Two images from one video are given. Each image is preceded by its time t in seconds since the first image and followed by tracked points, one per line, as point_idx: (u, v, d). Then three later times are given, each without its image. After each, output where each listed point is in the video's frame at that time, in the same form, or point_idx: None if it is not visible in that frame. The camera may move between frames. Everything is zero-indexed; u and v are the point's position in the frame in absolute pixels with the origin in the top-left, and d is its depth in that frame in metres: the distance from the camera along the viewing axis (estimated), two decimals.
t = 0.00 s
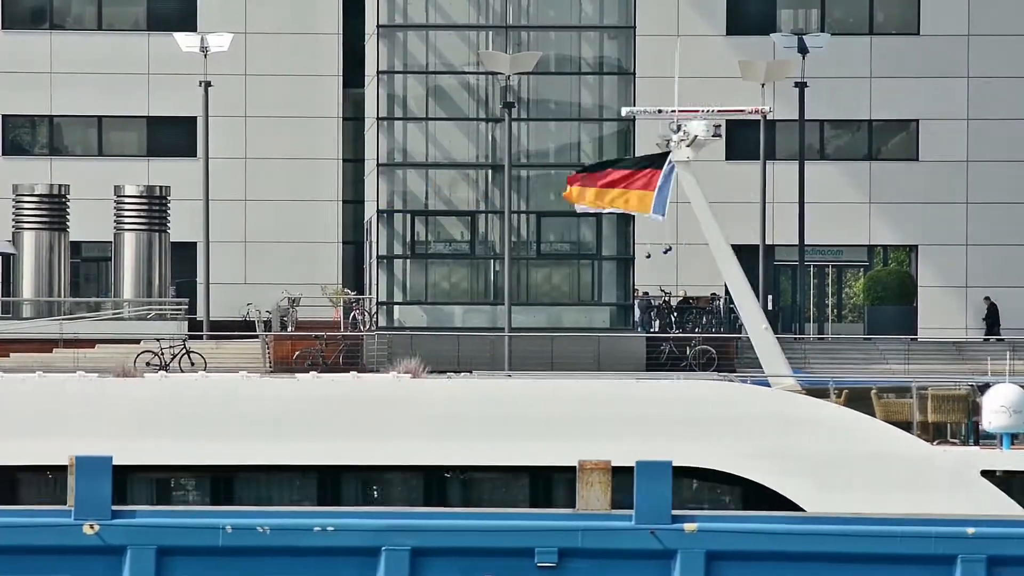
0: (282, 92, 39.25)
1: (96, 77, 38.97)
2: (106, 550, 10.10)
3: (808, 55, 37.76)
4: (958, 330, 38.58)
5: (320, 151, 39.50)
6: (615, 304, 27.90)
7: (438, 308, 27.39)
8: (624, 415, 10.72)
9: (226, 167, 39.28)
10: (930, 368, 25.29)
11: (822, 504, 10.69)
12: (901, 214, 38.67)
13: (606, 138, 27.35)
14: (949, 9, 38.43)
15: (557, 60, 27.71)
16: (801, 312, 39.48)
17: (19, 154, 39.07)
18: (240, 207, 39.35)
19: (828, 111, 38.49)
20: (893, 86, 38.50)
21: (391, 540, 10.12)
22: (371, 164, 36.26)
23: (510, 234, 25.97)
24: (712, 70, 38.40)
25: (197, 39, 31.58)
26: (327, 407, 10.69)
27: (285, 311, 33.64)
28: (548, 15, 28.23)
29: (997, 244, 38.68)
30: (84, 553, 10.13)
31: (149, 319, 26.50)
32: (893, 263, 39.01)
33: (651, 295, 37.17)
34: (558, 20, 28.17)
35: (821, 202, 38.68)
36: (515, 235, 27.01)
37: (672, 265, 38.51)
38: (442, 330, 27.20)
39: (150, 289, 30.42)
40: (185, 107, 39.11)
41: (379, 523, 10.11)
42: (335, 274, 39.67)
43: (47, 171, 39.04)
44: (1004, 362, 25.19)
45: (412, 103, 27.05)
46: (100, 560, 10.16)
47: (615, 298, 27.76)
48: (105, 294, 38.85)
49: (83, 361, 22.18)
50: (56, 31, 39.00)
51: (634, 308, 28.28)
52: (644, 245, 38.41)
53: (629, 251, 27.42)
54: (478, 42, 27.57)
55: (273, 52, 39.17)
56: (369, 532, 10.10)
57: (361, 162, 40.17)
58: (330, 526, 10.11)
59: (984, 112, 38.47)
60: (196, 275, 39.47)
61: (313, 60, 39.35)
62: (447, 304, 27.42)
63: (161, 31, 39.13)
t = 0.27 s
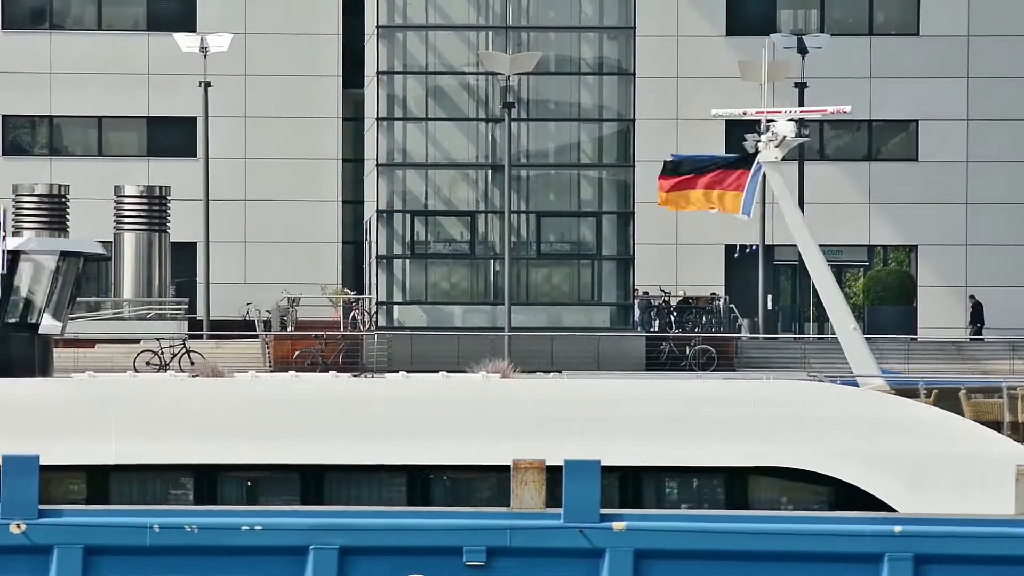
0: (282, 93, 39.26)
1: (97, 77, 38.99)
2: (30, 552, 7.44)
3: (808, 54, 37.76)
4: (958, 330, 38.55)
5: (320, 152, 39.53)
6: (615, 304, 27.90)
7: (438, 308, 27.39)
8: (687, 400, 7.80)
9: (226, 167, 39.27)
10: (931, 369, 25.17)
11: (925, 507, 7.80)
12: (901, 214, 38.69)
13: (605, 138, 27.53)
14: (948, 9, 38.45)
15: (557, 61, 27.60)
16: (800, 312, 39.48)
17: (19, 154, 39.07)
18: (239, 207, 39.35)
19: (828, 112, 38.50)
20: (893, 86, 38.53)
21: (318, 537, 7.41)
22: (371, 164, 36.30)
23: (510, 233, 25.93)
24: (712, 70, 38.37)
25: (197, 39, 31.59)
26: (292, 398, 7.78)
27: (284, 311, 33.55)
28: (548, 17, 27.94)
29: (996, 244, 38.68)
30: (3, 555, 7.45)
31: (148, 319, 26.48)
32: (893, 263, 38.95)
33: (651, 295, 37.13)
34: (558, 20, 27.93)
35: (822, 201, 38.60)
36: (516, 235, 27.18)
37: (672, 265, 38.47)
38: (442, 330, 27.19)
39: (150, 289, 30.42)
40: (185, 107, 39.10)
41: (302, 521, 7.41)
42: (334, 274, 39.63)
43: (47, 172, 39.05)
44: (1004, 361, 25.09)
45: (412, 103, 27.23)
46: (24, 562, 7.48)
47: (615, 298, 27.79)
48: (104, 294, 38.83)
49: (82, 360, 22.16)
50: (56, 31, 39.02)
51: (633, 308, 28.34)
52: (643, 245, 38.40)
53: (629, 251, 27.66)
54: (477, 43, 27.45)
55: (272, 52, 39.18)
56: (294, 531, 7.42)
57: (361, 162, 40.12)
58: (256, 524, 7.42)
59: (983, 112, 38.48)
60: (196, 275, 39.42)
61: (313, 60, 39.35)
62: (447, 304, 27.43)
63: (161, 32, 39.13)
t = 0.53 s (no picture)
0: (282, 93, 39.28)
1: (97, 78, 39.02)
2: None
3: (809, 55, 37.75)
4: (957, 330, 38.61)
5: (320, 152, 39.54)
6: (615, 304, 27.85)
7: (438, 308, 27.35)
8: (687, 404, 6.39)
9: (226, 167, 39.26)
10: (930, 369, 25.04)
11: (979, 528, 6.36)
12: (901, 213, 38.63)
13: (605, 139, 27.60)
14: (948, 9, 38.46)
15: (557, 61, 27.80)
16: (800, 312, 39.54)
17: (20, 154, 39.07)
18: (240, 207, 39.37)
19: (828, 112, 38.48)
20: (893, 86, 38.47)
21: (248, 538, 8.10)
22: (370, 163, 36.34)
23: (510, 233, 25.93)
24: (712, 70, 38.33)
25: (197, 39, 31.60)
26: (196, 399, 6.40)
27: (284, 311, 33.54)
28: (548, 16, 28.11)
29: (996, 244, 38.68)
30: None
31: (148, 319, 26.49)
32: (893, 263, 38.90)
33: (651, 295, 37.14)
34: (558, 22, 28.09)
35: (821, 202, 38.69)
36: (516, 235, 27.19)
37: (672, 264, 38.47)
38: (442, 330, 27.17)
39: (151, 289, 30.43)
40: (185, 108, 39.10)
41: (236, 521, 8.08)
42: (334, 274, 39.61)
43: (47, 172, 39.04)
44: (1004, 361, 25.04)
45: (412, 104, 27.41)
46: None
47: (615, 298, 27.72)
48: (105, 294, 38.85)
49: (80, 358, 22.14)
50: (56, 31, 39.05)
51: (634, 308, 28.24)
52: (644, 246, 38.41)
53: (629, 251, 27.60)
54: (478, 43, 27.79)
55: (272, 53, 39.18)
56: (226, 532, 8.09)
57: (361, 162, 40.08)
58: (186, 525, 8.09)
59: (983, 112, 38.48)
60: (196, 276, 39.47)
61: (313, 60, 39.36)
62: (447, 304, 27.37)
63: (162, 32, 39.14)
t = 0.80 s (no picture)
0: (282, 93, 39.31)
1: (97, 77, 39.02)
2: None
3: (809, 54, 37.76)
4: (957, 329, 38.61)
5: (320, 152, 39.56)
6: (615, 304, 27.88)
7: (438, 307, 27.50)
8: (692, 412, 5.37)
9: (226, 167, 39.22)
10: (931, 370, 24.93)
11: None
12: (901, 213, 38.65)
13: (605, 138, 27.85)
14: (948, 8, 38.46)
15: (558, 61, 27.98)
16: (800, 312, 39.57)
17: (19, 154, 39.03)
18: (240, 207, 39.33)
19: (828, 111, 38.47)
20: (894, 86, 38.50)
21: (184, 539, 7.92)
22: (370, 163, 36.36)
23: (509, 233, 25.98)
24: (712, 70, 38.34)
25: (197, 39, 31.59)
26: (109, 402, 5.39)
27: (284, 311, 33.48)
28: (548, 16, 28.34)
29: (996, 243, 38.65)
30: None
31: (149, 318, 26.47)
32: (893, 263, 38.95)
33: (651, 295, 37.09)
34: (558, 21, 28.31)
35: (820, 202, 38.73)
36: (516, 235, 27.49)
37: (672, 265, 38.44)
38: (442, 330, 27.29)
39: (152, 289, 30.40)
40: (185, 107, 39.12)
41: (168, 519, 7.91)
42: (334, 274, 39.55)
43: (47, 172, 38.98)
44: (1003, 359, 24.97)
45: (413, 103, 27.70)
46: None
47: (615, 297, 27.76)
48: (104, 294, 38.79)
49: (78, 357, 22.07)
50: (56, 31, 39.07)
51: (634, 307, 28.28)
52: (643, 246, 38.38)
53: (629, 251, 27.75)
54: (478, 43, 27.97)
55: (272, 53, 39.22)
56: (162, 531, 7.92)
57: (361, 162, 40.02)
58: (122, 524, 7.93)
59: (983, 112, 38.48)
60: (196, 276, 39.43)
61: (313, 60, 39.40)
62: (447, 304, 27.54)
63: (162, 31, 39.16)
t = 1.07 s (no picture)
0: (282, 93, 39.29)
1: (97, 77, 39.03)
2: None
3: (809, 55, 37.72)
4: (957, 329, 38.63)
5: (321, 152, 39.54)
6: (615, 304, 27.89)
7: (438, 308, 27.59)
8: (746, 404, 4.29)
9: (226, 167, 39.20)
10: (931, 369, 24.84)
11: None
12: (901, 213, 38.63)
13: (605, 139, 27.97)
14: (948, 8, 38.42)
15: (558, 60, 28.15)
16: (801, 313, 39.59)
17: (19, 154, 39.00)
18: (240, 207, 39.26)
19: (828, 111, 38.43)
20: (893, 86, 38.52)
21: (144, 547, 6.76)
22: (370, 163, 36.35)
23: (510, 233, 25.93)
24: (712, 70, 38.32)
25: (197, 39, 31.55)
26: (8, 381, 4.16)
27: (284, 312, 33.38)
28: (549, 17, 28.44)
29: (997, 243, 38.61)
30: None
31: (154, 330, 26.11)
32: (893, 263, 38.96)
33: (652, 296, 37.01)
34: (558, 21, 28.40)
35: (821, 202, 38.66)
36: (516, 235, 27.51)
37: (672, 265, 38.40)
38: (443, 330, 27.37)
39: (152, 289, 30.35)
40: (185, 108, 39.10)
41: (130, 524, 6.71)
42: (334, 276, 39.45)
43: (47, 171, 38.94)
44: (1004, 358, 24.86)
45: (413, 103, 27.95)
46: None
47: (615, 298, 27.78)
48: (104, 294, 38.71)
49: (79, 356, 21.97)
50: (56, 31, 39.08)
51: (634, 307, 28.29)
52: (643, 246, 38.34)
53: (629, 251, 27.76)
54: (477, 43, 28.20)
55: (272, 53, 39.20)
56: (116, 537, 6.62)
57: (361, 162, 39.96)
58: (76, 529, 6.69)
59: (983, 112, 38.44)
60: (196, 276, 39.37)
61: (314, 60, 39.39)
62: (447, 304, 27.62)
63: (161, 32, 39.14)
